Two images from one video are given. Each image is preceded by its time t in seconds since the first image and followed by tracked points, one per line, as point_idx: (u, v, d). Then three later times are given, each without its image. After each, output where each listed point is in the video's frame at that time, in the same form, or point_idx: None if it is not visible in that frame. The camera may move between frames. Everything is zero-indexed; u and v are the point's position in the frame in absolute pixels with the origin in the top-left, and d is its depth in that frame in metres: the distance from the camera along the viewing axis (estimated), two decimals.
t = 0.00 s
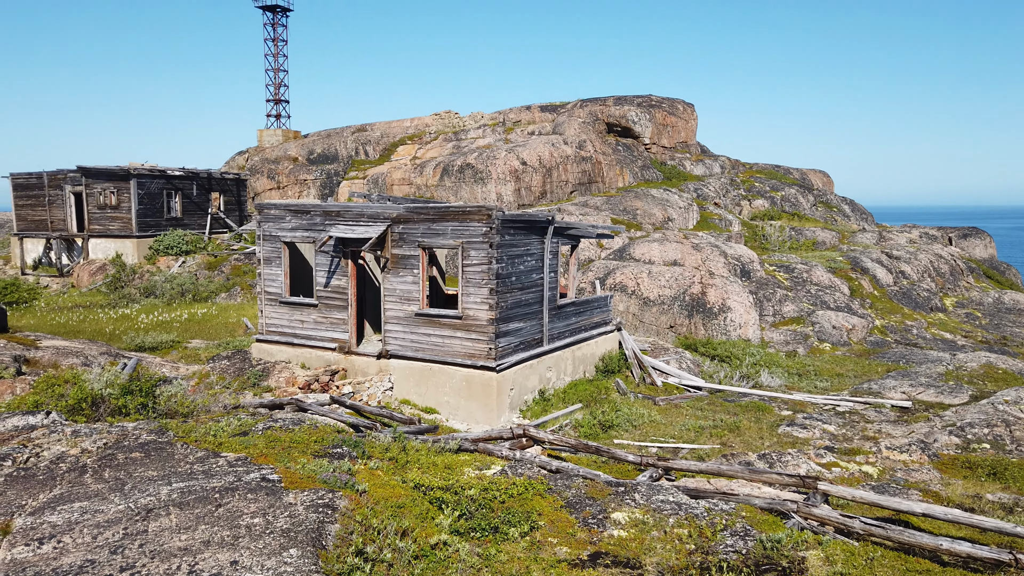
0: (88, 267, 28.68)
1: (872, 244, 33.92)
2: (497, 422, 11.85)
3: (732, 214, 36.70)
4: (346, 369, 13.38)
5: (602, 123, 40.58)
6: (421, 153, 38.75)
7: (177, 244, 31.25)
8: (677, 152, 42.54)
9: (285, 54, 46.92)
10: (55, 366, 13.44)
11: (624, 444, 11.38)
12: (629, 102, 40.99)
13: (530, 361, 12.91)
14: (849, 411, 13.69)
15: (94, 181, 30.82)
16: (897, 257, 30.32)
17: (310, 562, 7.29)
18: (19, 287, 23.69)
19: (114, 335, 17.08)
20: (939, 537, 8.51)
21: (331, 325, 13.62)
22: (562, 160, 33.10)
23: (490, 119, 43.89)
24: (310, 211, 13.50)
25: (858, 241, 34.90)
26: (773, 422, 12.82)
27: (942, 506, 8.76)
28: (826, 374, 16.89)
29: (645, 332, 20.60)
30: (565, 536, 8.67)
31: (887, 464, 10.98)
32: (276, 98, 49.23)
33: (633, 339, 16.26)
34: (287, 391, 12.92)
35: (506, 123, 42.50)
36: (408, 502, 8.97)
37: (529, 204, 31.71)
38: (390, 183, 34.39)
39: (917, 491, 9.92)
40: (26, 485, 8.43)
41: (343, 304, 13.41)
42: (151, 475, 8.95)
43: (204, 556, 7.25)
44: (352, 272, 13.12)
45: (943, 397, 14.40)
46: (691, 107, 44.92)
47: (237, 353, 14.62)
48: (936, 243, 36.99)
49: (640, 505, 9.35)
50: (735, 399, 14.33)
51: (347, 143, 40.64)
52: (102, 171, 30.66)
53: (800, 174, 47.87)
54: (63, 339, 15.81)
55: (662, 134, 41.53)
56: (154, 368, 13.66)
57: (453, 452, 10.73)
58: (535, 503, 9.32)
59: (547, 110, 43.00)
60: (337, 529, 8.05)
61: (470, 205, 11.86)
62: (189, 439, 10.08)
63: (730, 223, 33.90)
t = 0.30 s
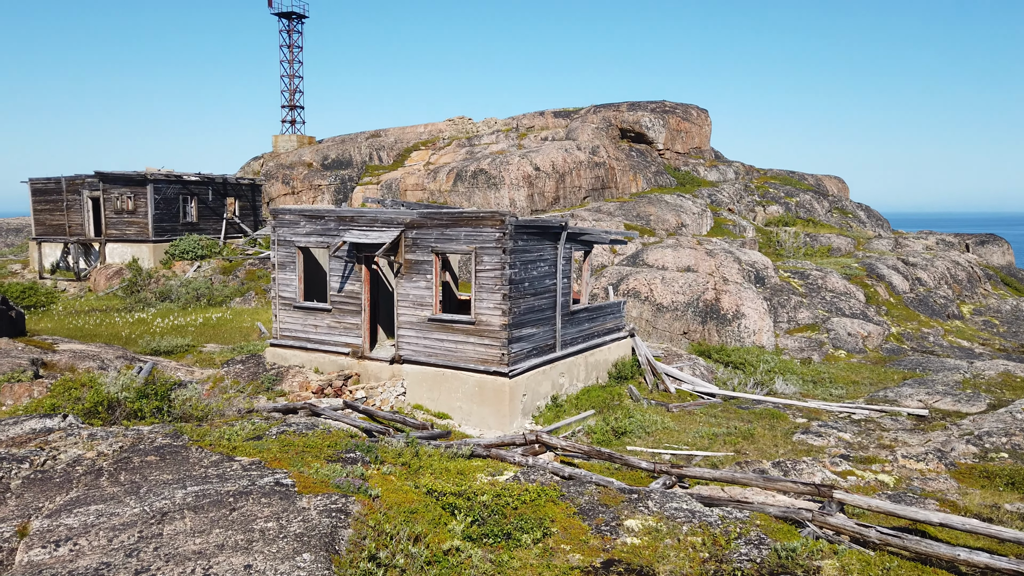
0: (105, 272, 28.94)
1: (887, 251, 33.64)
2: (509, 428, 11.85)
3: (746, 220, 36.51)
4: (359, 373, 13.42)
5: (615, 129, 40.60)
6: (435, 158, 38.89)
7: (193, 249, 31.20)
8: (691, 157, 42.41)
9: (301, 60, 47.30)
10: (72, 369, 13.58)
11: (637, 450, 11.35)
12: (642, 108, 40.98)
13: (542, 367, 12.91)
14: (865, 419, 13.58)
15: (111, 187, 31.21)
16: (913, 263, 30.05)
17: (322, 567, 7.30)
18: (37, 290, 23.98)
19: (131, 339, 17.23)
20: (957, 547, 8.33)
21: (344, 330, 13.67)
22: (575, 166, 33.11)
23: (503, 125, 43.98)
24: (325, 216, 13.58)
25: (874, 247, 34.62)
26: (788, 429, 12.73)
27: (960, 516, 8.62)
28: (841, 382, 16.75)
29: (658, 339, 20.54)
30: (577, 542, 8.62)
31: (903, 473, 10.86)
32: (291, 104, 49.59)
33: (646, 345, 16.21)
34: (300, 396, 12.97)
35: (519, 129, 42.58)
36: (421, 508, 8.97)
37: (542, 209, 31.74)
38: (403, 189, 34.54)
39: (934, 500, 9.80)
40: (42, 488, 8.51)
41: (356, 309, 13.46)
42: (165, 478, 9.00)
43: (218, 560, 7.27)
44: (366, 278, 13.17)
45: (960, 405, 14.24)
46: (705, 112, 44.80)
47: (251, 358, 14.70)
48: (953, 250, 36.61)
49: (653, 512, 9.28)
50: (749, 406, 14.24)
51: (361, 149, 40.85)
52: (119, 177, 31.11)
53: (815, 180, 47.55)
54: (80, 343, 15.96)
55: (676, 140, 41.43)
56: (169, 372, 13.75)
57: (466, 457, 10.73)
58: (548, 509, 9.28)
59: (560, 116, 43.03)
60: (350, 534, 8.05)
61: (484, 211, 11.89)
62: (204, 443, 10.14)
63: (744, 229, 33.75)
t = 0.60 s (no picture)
0: (122, 276, 29.20)
1: (903, 257, 33.36)
2: (522, 434, 11.84)
3: (761, 226, 36.32)
4: (372, 379, 13.46)
5: (628, 135, 40.59)
6: (448, 164, 39.00)
7: (207, 254, 31.64)
8: (705, 163, 42.24)
9: (316, 67, 47.69)
10: (88, 374, 13.71)
11: (651, 457, 11.30)
12: (656, 114, 40.98)
13: (555, 373, 12.89)
14: (881, 428, 13.45)
15: (128, 192, 31.52)
16: (930, 270, 29.78)
17: (335, 572, 7.29)
18: (54, 295, 24.24)
19: (146, 343, 17.36)
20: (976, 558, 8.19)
21: (357, 335, 13.71)
22: (589, 171, 33.11)
23: (516, 130, 44.07)
24: (338, 222, 13.66)
25: (889, 254, 34.33)
26: (803, 438, 12.63)
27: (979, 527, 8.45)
28: (857, 390, 16.60)
29: (672, 345, 20.46)
30: (590, 550, 8.57)
31: (920, 482, 10.75)
32: (306, 110, 49.95)
33: (659, 351, 16.14)
34: (313, 401, 13.01)
35: (532, 135, 42.65)
36: (433, 514, 8.95)
37: (555, 215, 31.74)
38: (417, 195, 34.67)
39: (952, 510, 9.68)
40: (59, 491, 8.56)
41: (369, 314, 13.50)
42: (179, 482, 9.03)
43: (232, 564, 7.29)
44: (379, 283, 13.22)
45: (978, 414, 14.06)
46: (718, 118, 44.66)
47: (265, 363, 14.77)
48: (970, 257, 36.23)
49: (667, 520, 9.20)
50: (764, 414, 14.15)
51: (375, 155, 41.05)
52: (135, 182, 31.36)
53: (830, 186, 47.25)
54: (97, 347, 16.10)
55: (689, 146, 41.31)
56: (184, 376, 13.84)
57: (478, 464, 10.72)
58: (561, 516, 9.24)
59: (573, 122, 43.04)
60: (362, 540, 8.04)
61: (497, 216, 11.90)
62: (218, 448, 10.19)
63: (758, 235, 33.57)
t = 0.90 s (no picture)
0: (138, 281, 29.48)
1: (919, 264, 33.10)
2: (534, 439, 11.85)
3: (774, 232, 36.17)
4: (385, 383, 13.53)
5: (641, 141, 40.61)
6: (461, 170, 39.14)
7: (223, 259, 31.91)
8: (718, 169, 42.14)
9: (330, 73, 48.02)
10: (105, 377, 13.88)
11: (663, 464, 11.28)
12: (669, 120, 40.98)
13: (567, 379, 12.89)
14: (895, 435, 13.36)
15: (144, 198, 31.87)
16: (945, 277, 29.55)
17: None
18: (72, 299, 24.53)
19: (162, 347, 17.53)
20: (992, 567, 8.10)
21: (370, 340, 13.78)
22: (601, 177, 33.14)
23: (529, 137, 44.18)
24: (352, 227, 13.77)
25: (904, 260, 34.09)
26: (816, 444, 12.57)
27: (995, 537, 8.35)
28: (871, 397, 16.48)
29: (684, 351, 20.42)
30: (602, 556, 8.54)
31: (935, 490, 10.66)
32: (320, 116, 50.31)
33: (671, 357, 16.12)
34: (327, 405, 13.10)
35: (545, 141, 42.74)
36: (446, 518, 8.98)
37: (567, 221, 31.78)
38: (430, 201, 34.84)
39: (967, 519, 9.59)
40: (75, 493, 8.65)
41: (383, 319, 13.57)
42: (195, 485, 9.11)
43: (247, 567, 7.35)
44: (392, 288, 13.29)
45: (994, 421, 13.92)
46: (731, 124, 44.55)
47: (279, 367, 14.86)
48: (986, 264, 35.89)
49: (679, 527, 9.16)
50: (777, 420, 14.09)
51: (388, 161, 41.25)
52: (151, 189, 31.47)
53: (844, 192, 47.01)
54: (114, 351, 16.29)
55: (702, 152, 41.24)
56: (199, 380, 13.96)
57: (490, 469, 10.75)
58: (573, 522, 9.23)
59: (586, 128, 43.11)
60: (375, 544, 8.07)
61: (510, 222, 11.95)
62: (232, 451, 10.26)
63: (772, 241, 33.46)
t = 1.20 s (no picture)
0: (153, 285, 29.63)
1: (934, 270, 32.80)
2: (546, 445, 11.82)
3: (788, 237, 35.96)
4: (397, 388, 13.55)
5: (654, 146, 40.53)
6: (473, 175, 39.20)
7: (237, 263, 31.95)
8: (731, 174, 41.96)
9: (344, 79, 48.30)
10: (120, 380, 13.99)
11: (675, 470, 11.23)
12: (682, 125, 40.88)
13: (579, 384, 12.86)
14: (911, 442, 13.23)
15: (160, 203, 32.17)
16: (962, 283, 29.24)
17: None
18: (88, 303, 24.79)
19: (176, 351, 17.64)
20: None
21: (382, 344, 13.82)
22: (614, 182, 33.11)
23: (541, 142, 44.21)
24: (365, 232, 13.83)
25: (920, 266, 33.80)
26: (831, 452, 12.47)
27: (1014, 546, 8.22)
28: (887, 404, 16.33)
29: (697, 356, 20.34)
30: (615, 563, 8.49)
31: (952, 498, 10.54)
32: (334, 122, 50.57)
33: (684, 363, 16.05)
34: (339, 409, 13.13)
35: (557, 146, 42.76)
36: (458, 524, 8.97)
37: (579, 226, 31.76)
38: (442, 205, 34.92)
39: (985, 527, 9.46)
40: (90, 496, 8.72)
41: (395, 323, 13.60)
42: (208, 489, 9.15)
43: (259, 572, 7.36)
44: (405, 293, 13.33)
45: (1012, 429, 13.75)
46: (745, 129, 44.38)
47: (292, 371, 14.93)
48: (1004, 269, 35.51)
49: (692, 534, 9.10)
50: (791, 427, 14.00)
51: (401, 166, 41.39)
52: (167, 194, 32.02)
53: (859, 196, 46.68)
54: (129, 354, 16.40)
55: (715, 157, 41.09)
56: (213, 384, 14.03)
57: (502, 474, 10.73)
58: (585, 528, 9.19)
59: (598, 132, 43.07)
60: (387, 549, 8.06)
61: (522, 227, 11.95)
62: (245, 455, 10.31)
63: (785, 246, 33.26)
